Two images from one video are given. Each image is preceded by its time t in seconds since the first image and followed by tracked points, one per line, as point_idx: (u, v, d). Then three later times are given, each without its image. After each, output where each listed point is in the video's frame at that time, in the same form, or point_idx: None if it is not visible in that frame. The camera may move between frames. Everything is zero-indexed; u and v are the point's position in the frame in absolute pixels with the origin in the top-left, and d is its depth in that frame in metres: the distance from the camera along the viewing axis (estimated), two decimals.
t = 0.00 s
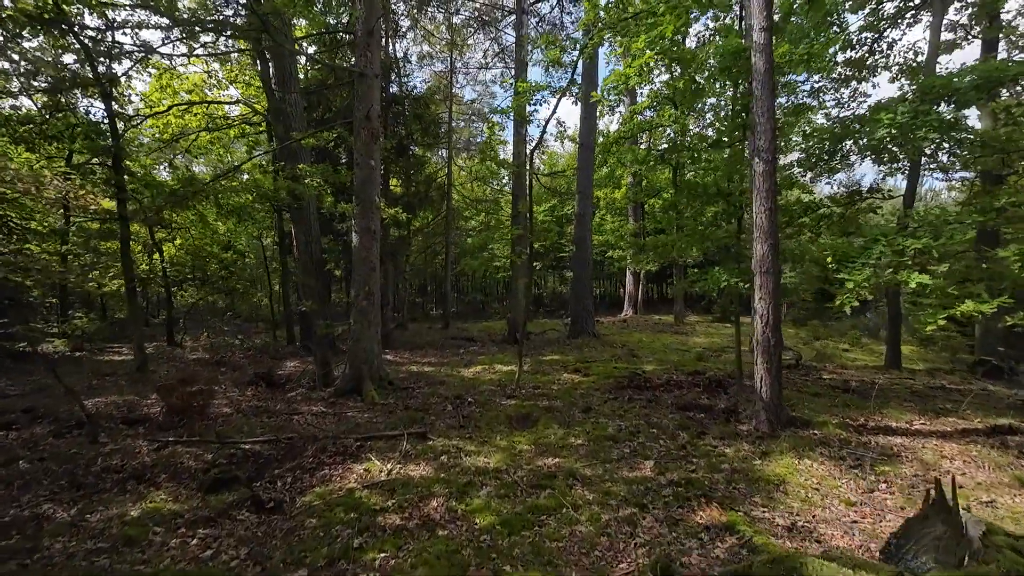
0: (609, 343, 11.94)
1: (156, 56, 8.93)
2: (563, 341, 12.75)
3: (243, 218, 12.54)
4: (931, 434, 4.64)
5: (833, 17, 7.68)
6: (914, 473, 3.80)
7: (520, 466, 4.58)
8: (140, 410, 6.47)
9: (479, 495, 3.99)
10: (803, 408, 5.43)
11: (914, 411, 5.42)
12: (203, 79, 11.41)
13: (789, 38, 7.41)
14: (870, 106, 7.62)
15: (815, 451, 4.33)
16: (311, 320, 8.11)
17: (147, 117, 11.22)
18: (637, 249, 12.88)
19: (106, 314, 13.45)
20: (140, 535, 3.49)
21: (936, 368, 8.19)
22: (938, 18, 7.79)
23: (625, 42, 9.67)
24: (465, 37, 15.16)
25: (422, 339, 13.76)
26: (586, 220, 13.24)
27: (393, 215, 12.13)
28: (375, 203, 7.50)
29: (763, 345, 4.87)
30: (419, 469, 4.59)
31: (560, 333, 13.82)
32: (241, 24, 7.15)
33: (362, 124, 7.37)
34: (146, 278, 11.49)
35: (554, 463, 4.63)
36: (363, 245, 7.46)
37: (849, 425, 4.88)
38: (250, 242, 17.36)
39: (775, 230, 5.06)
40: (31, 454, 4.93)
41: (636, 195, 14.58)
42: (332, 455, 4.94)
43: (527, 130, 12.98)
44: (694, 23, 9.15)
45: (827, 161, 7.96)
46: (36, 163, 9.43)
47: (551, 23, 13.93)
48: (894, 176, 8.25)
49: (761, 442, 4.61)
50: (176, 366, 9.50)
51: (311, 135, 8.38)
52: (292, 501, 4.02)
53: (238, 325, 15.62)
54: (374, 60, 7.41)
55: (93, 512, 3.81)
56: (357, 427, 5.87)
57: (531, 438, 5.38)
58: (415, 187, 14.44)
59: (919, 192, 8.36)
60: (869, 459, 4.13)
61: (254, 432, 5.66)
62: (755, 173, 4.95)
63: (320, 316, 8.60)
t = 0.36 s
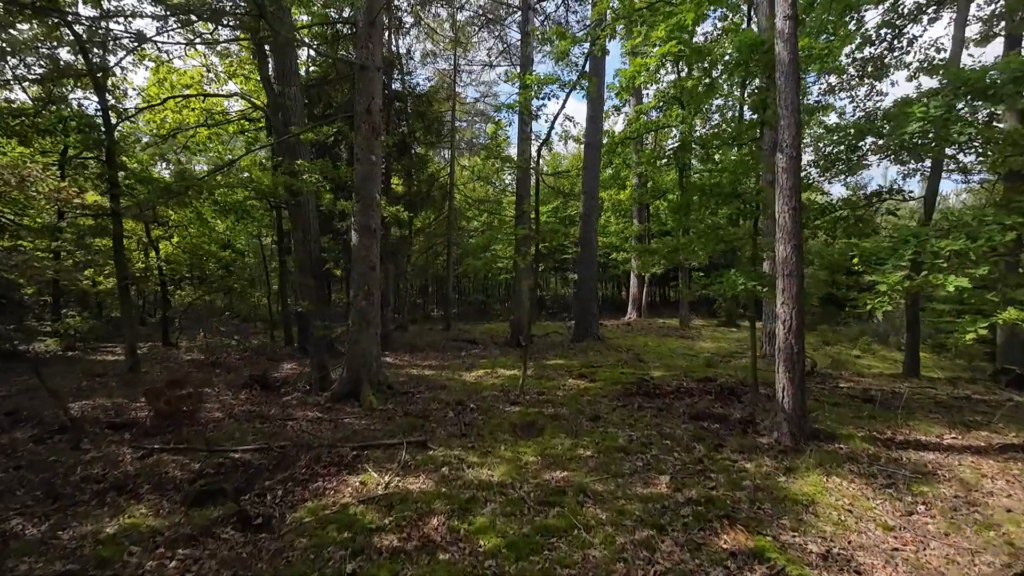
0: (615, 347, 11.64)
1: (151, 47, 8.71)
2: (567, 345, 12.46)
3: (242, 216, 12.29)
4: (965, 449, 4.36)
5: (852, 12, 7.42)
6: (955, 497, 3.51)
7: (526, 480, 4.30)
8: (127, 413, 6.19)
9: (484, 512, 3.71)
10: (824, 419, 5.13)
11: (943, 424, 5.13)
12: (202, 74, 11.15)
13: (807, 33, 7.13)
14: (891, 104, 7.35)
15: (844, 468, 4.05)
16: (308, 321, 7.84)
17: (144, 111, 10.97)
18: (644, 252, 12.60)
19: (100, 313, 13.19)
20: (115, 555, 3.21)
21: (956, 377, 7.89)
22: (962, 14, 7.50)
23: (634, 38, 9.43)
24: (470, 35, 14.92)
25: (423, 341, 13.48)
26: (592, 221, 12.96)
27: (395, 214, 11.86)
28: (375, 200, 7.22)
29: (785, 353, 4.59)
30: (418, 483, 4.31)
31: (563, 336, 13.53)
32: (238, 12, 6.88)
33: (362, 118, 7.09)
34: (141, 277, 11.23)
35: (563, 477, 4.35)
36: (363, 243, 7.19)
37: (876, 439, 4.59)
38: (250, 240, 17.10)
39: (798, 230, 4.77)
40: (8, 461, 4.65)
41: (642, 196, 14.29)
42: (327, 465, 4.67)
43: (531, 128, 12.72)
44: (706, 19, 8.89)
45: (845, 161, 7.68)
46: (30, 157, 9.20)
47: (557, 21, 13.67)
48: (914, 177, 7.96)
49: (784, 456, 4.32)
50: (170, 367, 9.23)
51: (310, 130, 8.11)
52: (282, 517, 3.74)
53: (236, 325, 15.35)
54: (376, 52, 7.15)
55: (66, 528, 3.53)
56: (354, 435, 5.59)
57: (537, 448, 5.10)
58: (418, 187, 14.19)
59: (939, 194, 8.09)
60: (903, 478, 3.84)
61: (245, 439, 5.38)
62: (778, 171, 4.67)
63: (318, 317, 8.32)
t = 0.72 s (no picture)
0: (617, 351, 11.46)
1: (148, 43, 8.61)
2: (568, 348, 12.28)
3: (240, 216, 12.12)
4: (987, 464, 4.18)
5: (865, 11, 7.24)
6: (983, 517, 3.32)
7: (529, 492, 4.11)
8: (117, 418, 6.02)
9: (484, 528, 3.53)
10: (838, 430, 4.95)
11: (961, 435, 4.95)
12: (200, 71, 10.99)
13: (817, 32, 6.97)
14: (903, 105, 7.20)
15: (862, 483, 3.86)
16: (305, 323, 7.66)
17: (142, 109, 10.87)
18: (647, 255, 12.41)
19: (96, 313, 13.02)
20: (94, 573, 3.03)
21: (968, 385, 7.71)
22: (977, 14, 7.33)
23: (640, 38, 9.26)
24: (472, 35, 14.75)
25: (422, 344, 13.30)
26: (595, 223, 12.78)
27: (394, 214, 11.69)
28: (375, 200, 7.04)
29: (799, 362, 4.42)
30: (416, 495, 4.12)
31: (565, 339, 13.34)
32: (236, 7, 6.71)
33: (362, 116, 6.91)
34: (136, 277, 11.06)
35: (567, 490, 4.17)
36: (362, 244, 7.00)
37: (893, 452, 4.41)
38: (248, 240, 16.94)
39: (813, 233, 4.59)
40: None
41: (645, 199, 14.14)
42: (321, 475, 4.49)
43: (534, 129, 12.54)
44: (714, 19, 8.71)
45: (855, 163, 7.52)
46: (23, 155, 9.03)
47: (561, 21, 13.50)
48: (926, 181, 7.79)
49: (798, 470, 4.15)
50: (164, 370, 9.05)
51: (309, 129, 7.94)
52: (272, 532, 3.56)
53: (233, 326, 15.18)
54: (377, 48, 6.97)
55: (44, 544, 3.35)
56: (350, 442, 5.41)
57: (540, 458, 4.91)
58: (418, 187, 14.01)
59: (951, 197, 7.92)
60: (925, 495, 3.66)
61: (238, 446, 5.21)
62: (793, 171, 4.50)
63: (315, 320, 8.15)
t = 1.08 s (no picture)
0: (619, 352, 11.23)
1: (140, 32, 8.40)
2: (569, 349, 12.04)
3: (235, 212, 11.88)
4: (1014, 473, 3.94)
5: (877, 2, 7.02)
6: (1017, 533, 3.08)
7: (529, 500, 3.88)
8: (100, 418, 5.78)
9: (480, 541, 3.29)
10: (854, 435, 4.71)
11: (982, 441, 4.71)
12: (194, 64, 10.76)
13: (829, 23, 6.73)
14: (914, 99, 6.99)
15: (883, 493, 3.63)
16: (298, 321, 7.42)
17: (136, 101, 10.69)
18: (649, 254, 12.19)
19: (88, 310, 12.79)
20: None
21: (980, 388, 7.48)
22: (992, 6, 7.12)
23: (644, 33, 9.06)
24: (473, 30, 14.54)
25: (420, 343, 13.06)
26: (596, 221, 12.53)
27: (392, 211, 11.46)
28: (370, 194, 6.80)
29: (814, 363, 4.19)
30: (409, 502, 3.89)
31: (566, 339, 13.11)
32: None
33: (358, 107, 6.67)
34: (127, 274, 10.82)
35: (568, 498, 3.93)
36: (356, 240, 6.77)
37: (914, 459, 4.16)
38: (245, 238, 16.72)
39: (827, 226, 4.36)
40: None
41: (648, 198, 13.91)
42: (309, 480, 4.25)
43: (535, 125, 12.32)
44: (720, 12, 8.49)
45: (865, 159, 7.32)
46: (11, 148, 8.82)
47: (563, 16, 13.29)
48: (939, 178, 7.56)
49: (813, 478, 3.91)
50: (154, 368, 8.81)
51: (303, 120, 7.72)
52: (253, 543, 3.33)
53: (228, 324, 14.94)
54: (374, 37, 6.74)
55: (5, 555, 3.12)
56: (341, 445, 5.17)
57: (540, 463, 4.67)
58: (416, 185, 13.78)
59: (962, 197, 7.73)
60: (953, 507, 3.42)
61: (223, 449, 4.97)
62: (808, 162, 4.27)
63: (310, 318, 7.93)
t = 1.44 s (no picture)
0: (620, 355, 10.95)
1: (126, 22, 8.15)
2: (569, 351, 11.75)
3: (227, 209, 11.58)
4: None
5: None
6: None
7: (526, 518, 3.59)
8: (75, 423, 5.49)
9: (473, 565, 3.00)
10: (873, 446, 4.42)
11: (1011, 453, 4.42)
12: (186, 57, 10.47)
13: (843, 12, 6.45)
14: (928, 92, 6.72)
15: (911, 512, 3.33)
16: (287, 322, 7.13)
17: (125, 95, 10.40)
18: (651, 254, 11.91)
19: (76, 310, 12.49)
20: None
21: (997, 394, 7.20)
22: None
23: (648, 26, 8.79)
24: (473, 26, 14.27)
25: (417, 344, 12.77)
26: (597, 221, 12.24)
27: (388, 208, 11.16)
28: (362, 188, 6.51)
29: (833, 369, 3.90)
30: (396, 519, 3.59)
31: (566, 341, 12.82)
32: None
33: (349, 98, 6.39)
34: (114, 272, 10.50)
35: (569, 515, 3.64)
36: (347, 236, 6.47)
37: (941, 474, 3.87)
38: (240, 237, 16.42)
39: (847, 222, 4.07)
40: None
41: (649, 196, 13.63)
42: (290, 494, 3.96)
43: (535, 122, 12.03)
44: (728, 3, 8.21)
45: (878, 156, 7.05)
46: None
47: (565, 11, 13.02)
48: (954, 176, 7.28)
49: (834, 494, 3.62)
50: (139, 370, 8.51)
51: (294, 113, 7.43)
52: (224, 566, 3.04)
53: (221, 324, 14.64)
54: (367, 24, 6.45)
55: None
56: (328, 454, 4.88)
57: (538, 474, 4.38)
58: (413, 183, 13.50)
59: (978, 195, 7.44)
60: (991, 529, 3.13)
61: (202, 458, 4.68)
62: (827, 153, 3.99)
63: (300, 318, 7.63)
